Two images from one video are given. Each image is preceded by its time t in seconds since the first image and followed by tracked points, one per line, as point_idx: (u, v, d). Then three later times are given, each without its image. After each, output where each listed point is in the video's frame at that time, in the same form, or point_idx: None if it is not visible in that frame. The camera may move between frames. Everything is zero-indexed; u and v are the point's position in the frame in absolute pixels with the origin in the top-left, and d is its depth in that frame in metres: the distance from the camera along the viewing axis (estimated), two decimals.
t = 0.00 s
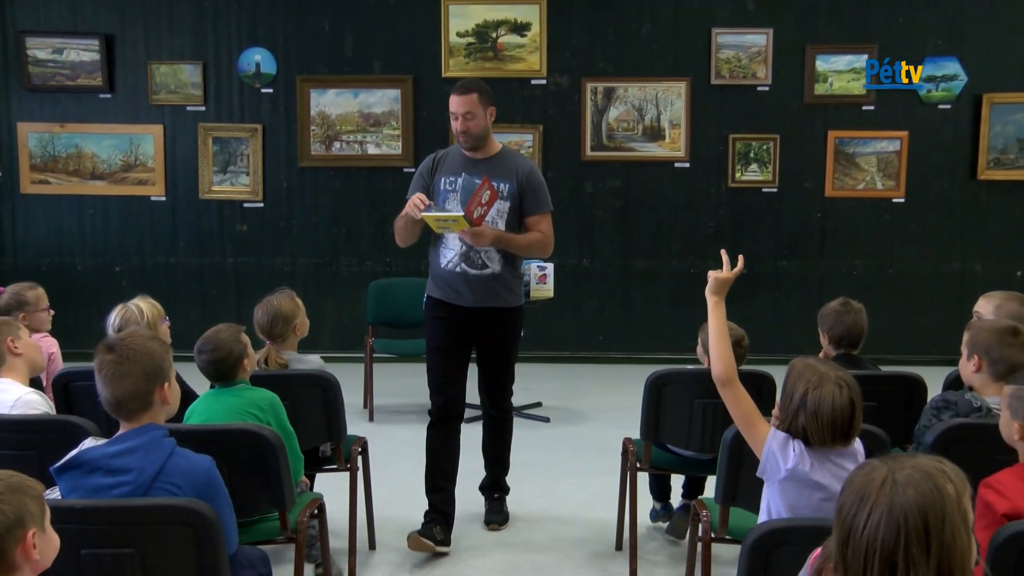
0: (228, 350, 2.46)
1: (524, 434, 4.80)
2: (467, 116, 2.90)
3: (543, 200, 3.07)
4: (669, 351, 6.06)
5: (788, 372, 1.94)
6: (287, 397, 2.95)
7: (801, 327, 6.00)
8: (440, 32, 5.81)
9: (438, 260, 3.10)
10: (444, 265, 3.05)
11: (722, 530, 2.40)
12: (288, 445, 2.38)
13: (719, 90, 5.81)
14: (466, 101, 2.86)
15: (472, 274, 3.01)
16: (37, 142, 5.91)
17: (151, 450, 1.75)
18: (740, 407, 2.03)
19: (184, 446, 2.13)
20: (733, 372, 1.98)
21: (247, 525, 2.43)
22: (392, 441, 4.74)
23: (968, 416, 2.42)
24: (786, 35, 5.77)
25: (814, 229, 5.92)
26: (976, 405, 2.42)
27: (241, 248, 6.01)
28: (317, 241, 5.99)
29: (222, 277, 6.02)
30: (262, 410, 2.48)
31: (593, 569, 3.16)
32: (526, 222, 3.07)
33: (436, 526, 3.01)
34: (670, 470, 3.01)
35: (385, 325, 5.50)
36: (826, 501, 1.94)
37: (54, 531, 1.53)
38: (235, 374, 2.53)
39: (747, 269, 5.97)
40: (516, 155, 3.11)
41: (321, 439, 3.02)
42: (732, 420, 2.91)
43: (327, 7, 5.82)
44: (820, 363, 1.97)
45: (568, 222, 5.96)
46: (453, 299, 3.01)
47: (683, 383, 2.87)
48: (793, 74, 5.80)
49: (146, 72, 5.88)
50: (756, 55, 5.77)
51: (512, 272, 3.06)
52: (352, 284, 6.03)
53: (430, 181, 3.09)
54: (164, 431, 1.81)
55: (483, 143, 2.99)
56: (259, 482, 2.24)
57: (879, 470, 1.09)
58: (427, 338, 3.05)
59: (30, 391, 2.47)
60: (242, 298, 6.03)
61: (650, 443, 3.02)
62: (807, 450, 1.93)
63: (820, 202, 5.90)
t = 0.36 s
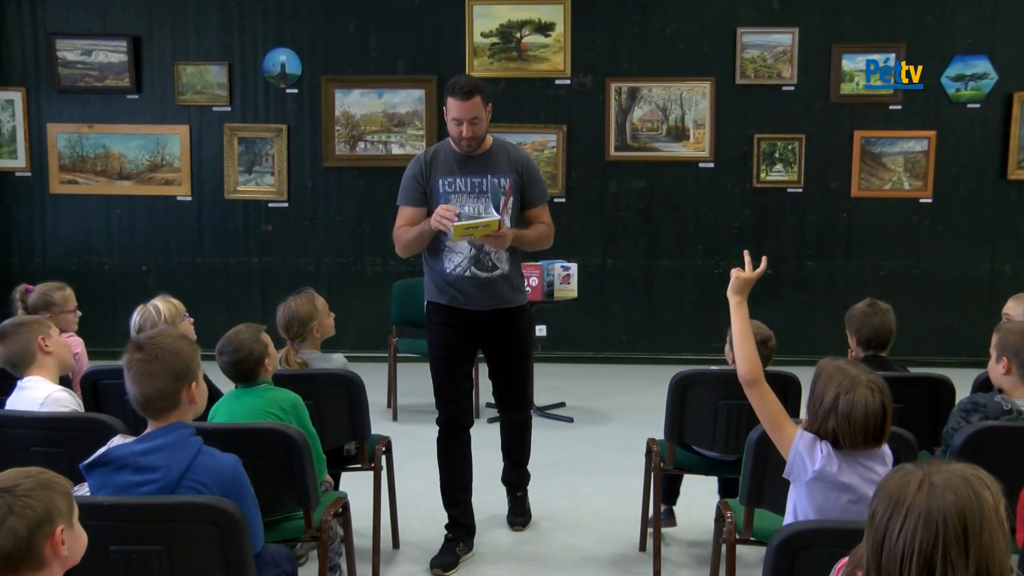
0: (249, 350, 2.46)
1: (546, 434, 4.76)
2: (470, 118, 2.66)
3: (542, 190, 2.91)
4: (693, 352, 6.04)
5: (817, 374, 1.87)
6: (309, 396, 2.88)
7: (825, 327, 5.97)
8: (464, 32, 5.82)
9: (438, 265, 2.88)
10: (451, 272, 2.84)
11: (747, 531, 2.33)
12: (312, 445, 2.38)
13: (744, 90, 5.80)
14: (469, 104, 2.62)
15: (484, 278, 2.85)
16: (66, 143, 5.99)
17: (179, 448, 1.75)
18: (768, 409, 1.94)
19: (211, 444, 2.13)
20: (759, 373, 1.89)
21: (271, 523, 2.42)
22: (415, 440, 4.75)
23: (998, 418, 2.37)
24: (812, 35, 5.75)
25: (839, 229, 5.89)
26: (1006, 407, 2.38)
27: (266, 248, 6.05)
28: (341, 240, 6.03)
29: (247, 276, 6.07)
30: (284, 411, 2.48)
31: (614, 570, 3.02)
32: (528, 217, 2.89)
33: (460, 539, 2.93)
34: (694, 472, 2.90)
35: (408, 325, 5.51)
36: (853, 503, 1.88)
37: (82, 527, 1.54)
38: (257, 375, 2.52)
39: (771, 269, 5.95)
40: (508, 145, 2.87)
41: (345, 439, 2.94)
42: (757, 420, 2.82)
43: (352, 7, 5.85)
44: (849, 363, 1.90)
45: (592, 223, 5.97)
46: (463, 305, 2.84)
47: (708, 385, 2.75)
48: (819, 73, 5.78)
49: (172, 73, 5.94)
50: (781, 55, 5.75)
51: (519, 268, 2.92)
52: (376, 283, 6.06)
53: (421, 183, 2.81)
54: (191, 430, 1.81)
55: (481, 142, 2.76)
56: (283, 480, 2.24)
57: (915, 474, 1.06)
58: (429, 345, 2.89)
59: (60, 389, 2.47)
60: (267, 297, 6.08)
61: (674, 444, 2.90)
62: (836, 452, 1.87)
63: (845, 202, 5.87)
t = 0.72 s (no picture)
0: (273, 351, 2.42)
1: (568, 433, 4.77)
2: (482, 119, 2.66)
3: (550, 188, 2.92)
4: (713, 352, 6.06)
5: (842, 378, 1.76)
6: (331, 395, 2.83)
7: (847, 327, 5.96)
8: (486, 33, 5.85)
9: (447, 266, 2.88)
10: (460, 273, 2.85)
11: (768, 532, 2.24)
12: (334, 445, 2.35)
13: (765, 90, 5.81)
14: (483, 103, 2.63)
15: (493, 279, 2.85)
16: (93, 144, 6.08)
17: (204, 446, 1.71)
18: (794, 411, 1.85)
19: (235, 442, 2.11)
20: (787, 375, 1.81)
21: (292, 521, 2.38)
22: (437, 438, 4.78)
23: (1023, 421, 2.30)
24: (834, 35, 5.75)
25: (861, 229, 5.89)
26: None
27: (289, 247, 6.12)
28: (364, 240, 6.08)
29: (270, 275, 6.14)
30: (306, 410, 2.45)
31: (636, 569, 3.01)
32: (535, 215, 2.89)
33: (480, 537, 2.96)
34: (715, 472, 2.86)
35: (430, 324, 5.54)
36: (881, 510, 1.77)
37: (110, 523, 1.48)
38: (279, 374, 2.49)
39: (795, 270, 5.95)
40: (513, 142, 2.88)
41: (367, 436, 2.89)
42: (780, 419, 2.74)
43: (375, 9, 5.91)
44: (875, 367, 1.79)
45: (613, 223, 6.00)
46: (475, 306, 2.85)
47: (732, 384, 2.69)
48: (841, 73, 5.77)
49: (198, 74, 6.02)
50: (803, 55, 5.75)
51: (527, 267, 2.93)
52: (398, 282, 6.11)
53: (428, 184, 2.81)
54: (216, 429, 1.77)
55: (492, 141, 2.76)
56: (305, 481, 2.20)
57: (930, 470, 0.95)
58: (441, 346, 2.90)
59: (86, 386, 2.42)
60: (290, 295, 6.14)
61: (695, 443, 2.84)
62: (863, 457, 1.76)
63: (867, 202, 5.87)
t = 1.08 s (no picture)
0: (280, 350, 2.43)
1: (575, 433, 4.76)
2: (495, 111, 2.68)
3: (563, 187, 2.91)
4: (719, 352, 6.05)
5: (852, 379, 1.75)
6: (339, 394, 2.84)
7: (854, 327, 5.95)
8: (493, 33, 5.86)
9: (459, 264, 2.89)
10: (472, 271, 2.85)
11: (775, 531, 2.23)
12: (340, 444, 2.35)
13: (772, 90, 5.81)
14: (497, 93, 2.64)
15: (504, 276, 2.85)
16: (102, 144, 6.10)
17: (211, 445, 1.72)
18: (805, 414, 1.86)
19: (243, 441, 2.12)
20: (798, 377, 1.83)
21: (300, 521, 2.38)
22: (444, 437, 4.78)
23: None
24: (841, 35, 5.74)
25: (868, 229, 5.88)
26: None
27: (296, 247, 6.14)
28: (371, 240, 6.09)
29: (277, 274, 6.16)
30: (313, 409, 2.46)
31: (641, 569, 3.00)
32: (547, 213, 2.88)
33: (487, 537, 2.95)
34: (722, 472, 2.85)
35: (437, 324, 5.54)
36: (892, 516, 1.76)
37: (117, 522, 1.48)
38: (288, 373, 2.49)
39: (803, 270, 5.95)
40: (527, 140, 2.88)
41: (374, 435, 2.90)
42: (787, 418, 2.74)
43: (382, 9, 5.92)
44: (886, 368, 1.78)
45: (620, 223, 6.00)
46: (486, 306, 2.85)
47: (738, 383, 2.69)
48: (848, 73, 5.77)
49: (205, 74, 6.04)
50: (810, 55, 5.75)
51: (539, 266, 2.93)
52: (404, 282, 6.12)
53: (441, 182, 2.81)
54: (223, 428, 1.77)
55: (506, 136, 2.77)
56: (313, 481, 2.20)
57: (985, 482, 0.90)
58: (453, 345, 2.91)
59: (92, 386, 2.41)
60: (297, 295, 6.16)
61: (702, 443, 2.84)
62: (875, 460, 1.75)
63: (874, 202, 5.86)
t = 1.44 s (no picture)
0: (284, 349, 2.43)
1: (576, 433, 4.76)
2: (529, 110, 2.74)
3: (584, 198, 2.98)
4: (721, 352, 6.05)
5: (852, 380, 1.75)
6: (340, 395, 2.84)
7: (856, 327, 5.95)
8: (495, 33, 5.86)
9: (484, 262, 2.88)
10: (498, 267, 2.85)
11: (776, 531, 2.23)
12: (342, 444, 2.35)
13: (774, 89, 5.81)
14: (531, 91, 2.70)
15: (528, 274, 2.85)
16: (103, 144, 6.11)
17: (213, 445, 1.72)
18: (807, 414, 1.87)
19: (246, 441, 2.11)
20: (799, 377, 1.83)
21: (302, 521, 2.38)
22: (445, 438, 4.77)
23: None
24: (843, 35, 5.74)
25: (870, 229, 5.88)
26: None
27: (297, 247, 6.14)
28: (372, 240, 6.10)
29: (279, 274, 6.16)
30: (315, 409, 2.46)
31: (642, 569, 3.00)
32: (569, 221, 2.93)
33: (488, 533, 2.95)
34: (724, 472, 2.85)
35: (438, 324, 5.53)
36: (891, 517, 1.75)
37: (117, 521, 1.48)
38: (290, 372, 2.49)
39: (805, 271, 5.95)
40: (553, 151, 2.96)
41: (375, 435, 2.90)
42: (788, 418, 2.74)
43: (383, 9, 5.92)
44: (886, 369, 1.78)
45: (621, 223, 6.00)
46: (511, 303, 2.85)
47: (739, 383, 2.69)
48: (849, 73, 5.76)
49: (207, 74, 6.04)
50: (812, 55, 5.74)
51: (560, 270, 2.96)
52: (406, 282, 6.12)
53: (472, 182, 2.84)
54: (225, 428, 1.78)
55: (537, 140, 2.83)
56: (315, 480, 2.20)
57: (983, 485, 0.89)
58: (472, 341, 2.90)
59: (96, 387, 2.40)
60: (298, 295, 6.16)
61: (703, 443, 2.84)
62: (873, 461, 1.75)
63: (876, 202, 5.86)
